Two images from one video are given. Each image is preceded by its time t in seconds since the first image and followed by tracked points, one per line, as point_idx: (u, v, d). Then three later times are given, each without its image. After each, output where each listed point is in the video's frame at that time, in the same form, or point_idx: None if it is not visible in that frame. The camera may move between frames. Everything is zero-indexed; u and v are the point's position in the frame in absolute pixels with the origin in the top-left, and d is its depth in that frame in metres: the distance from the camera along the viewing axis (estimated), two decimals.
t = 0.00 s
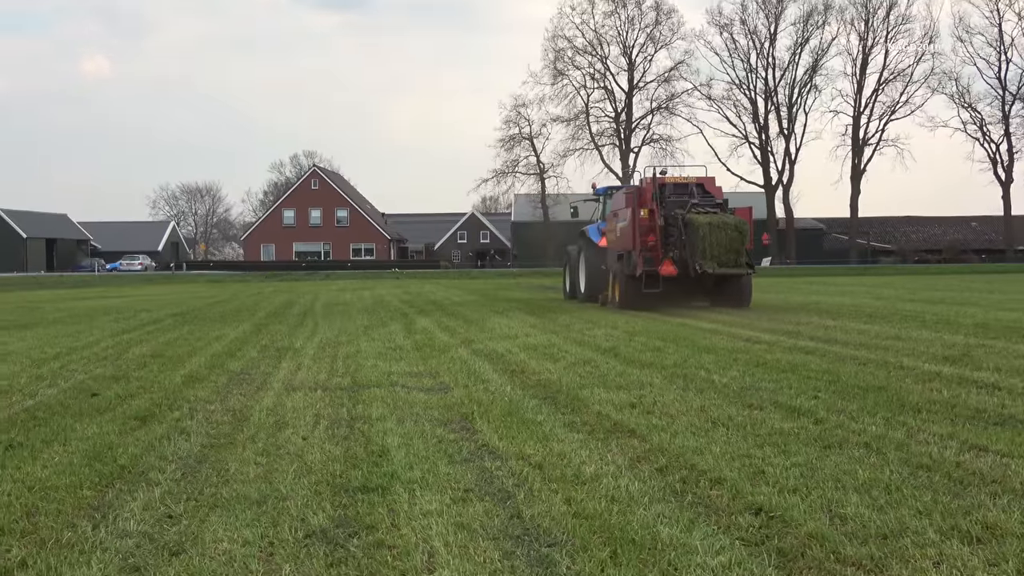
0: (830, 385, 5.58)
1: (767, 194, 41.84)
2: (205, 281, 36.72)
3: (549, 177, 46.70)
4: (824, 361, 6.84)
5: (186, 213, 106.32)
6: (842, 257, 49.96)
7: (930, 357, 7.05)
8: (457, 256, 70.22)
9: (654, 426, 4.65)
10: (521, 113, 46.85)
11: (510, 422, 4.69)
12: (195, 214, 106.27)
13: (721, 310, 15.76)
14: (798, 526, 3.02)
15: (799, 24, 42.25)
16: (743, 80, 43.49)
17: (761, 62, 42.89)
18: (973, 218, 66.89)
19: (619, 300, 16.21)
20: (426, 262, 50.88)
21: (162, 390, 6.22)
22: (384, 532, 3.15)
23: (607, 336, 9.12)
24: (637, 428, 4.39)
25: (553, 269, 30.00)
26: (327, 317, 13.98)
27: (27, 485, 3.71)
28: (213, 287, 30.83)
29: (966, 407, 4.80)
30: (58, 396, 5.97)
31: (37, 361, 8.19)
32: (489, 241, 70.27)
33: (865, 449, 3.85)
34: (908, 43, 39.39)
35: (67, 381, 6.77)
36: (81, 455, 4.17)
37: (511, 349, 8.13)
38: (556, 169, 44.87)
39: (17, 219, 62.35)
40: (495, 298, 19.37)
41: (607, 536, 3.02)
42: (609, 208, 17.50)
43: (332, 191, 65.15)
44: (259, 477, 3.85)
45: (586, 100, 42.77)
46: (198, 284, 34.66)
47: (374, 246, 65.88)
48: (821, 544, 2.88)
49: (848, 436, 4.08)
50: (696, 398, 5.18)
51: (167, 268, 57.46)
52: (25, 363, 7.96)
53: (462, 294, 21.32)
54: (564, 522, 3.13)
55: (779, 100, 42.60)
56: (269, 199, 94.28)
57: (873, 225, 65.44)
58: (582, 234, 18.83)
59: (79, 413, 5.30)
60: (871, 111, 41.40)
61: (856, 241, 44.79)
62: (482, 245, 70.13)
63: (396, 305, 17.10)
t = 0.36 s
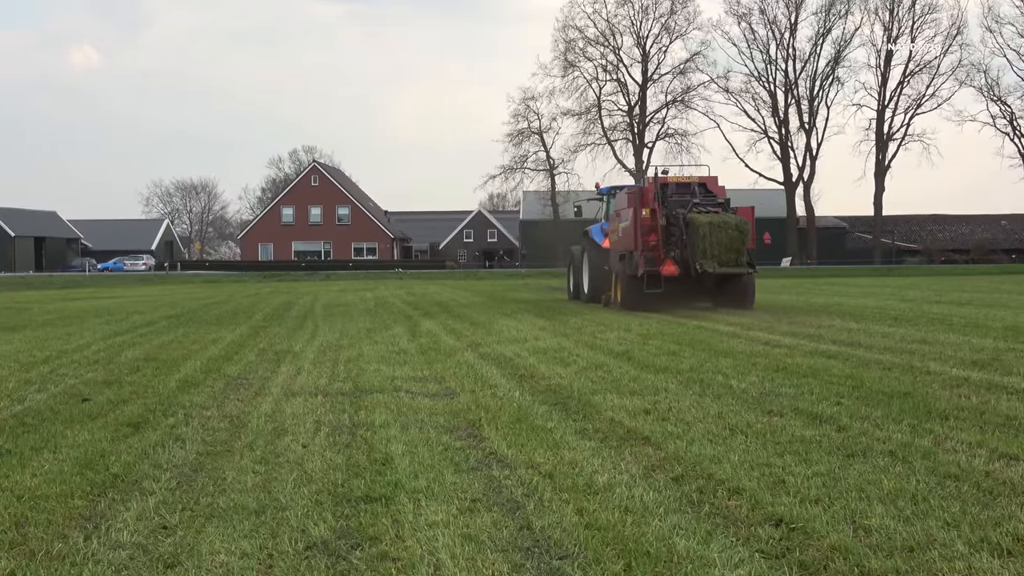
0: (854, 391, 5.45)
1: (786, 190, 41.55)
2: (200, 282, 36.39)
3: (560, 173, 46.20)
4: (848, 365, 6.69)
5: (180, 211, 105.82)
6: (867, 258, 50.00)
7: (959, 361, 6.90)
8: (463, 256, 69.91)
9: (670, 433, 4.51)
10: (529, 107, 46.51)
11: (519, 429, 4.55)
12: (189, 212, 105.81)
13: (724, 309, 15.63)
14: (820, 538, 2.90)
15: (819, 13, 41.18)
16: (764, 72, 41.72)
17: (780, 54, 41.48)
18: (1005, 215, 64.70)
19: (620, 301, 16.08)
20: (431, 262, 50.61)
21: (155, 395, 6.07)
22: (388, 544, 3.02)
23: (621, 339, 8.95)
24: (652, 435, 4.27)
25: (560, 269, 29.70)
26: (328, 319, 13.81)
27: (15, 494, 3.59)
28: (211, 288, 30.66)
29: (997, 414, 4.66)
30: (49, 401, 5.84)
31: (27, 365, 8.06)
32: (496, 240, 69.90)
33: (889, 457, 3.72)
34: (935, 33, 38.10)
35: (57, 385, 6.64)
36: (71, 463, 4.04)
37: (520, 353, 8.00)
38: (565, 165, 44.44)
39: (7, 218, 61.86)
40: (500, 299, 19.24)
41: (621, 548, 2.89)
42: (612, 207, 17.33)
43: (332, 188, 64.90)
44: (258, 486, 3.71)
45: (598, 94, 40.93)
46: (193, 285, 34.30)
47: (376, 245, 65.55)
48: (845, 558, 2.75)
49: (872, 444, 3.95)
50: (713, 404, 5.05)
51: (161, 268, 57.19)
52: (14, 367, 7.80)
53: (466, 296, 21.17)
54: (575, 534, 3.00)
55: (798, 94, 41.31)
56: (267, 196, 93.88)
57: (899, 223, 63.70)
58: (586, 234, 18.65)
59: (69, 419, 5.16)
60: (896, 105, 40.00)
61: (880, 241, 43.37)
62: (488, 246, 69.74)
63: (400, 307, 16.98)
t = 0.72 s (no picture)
0: (877, 395, 5.32)
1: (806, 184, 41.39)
2: (197, 281, 36.19)
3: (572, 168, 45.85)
4: (871, 369, 6.55)
5: (175, 208, 105.22)
6: (889, 257, 50.06)
7: (985, 364, 6.76)
8: (468, 254, 69.56)
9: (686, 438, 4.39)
10: (538, 99, 46.41)
11: (529, 435, 4.43)
12: (184, 208, 105.37)
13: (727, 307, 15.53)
14: (844, 548, 2.78)
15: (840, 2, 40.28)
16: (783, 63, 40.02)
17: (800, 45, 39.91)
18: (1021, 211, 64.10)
19: (623, 299, 15.97)
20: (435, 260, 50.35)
21: (148, 399, 5.96)
22: (393, 554, 2.90)
23: (634, 341, 8.82)
24: (667, 441, 4.15)
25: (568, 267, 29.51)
26: (328, 320, 13.66)
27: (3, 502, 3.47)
28: (209, 287, 30.45)
29: None
30: (39, 406, 5.72)
31: (17, 367, 7.92)
32: (503, 238, 69.35)
33: (915, 465, 3.61)
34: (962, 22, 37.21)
35: (47, 389, 6.51)
36: (62, 469, 3.93)
37: (528, 356, 7.87)
38: (577, 159, 44.10)
39: None
40: (504, 299, 19.11)
41: (636, 559, 2.77)
42: (615, 204, 17.20)
43: (334, 184, 64.72)
44: (256, 493, 3.59)
45: (610, 86, 40.16)
46: (188, 284, 34.02)
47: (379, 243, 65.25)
48: (871, 569, 2.64)
49: (897, 451, 3.83)
50: (730, 409, 4.93)
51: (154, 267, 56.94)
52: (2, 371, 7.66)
53: (470, 295, 21.03)
54: (587, 544, 2.88)
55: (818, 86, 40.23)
56: (265, 192, 93.43)
57: (923, 220, 62.73)
58: (589, 231, 18.51)
59: (60, 424, 5.05)
60: (922, 96, 39.05)
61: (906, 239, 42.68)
62: (495, 244, 69.26)
63: (402, 307, 16.84)
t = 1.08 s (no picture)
0: (899, 401, 5.21)
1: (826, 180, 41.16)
2: (191, 282, 36.01)
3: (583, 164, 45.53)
4: (893, 373, 6.44)
5: (169, 205, 104.65)
6: (911, 257, 49.86)
7: (1011, 368, 6.64)
8: (474, 252, 69.27)
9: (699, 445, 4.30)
10: (547, 92, 46.23)
11: (537, 442, 4.33)
12: (178, 206, 104.86)
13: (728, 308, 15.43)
14: (866, 560, 2.67)
15: None
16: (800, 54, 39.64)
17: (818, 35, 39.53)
18: None
19: (623, 299, 15.90)
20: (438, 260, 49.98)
21: (141, 404, 5.87)
22: (395, 566, 2.79)
23: (646, 344, 8.71)
24: (680, 449, 4.05)
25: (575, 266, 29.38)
26: (328, 323, 13.53)
27: None
28: (204, 288, 30.26)
29: None
30: (27, 412, 5.63)
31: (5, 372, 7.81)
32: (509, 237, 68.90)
33: (939, 473, 3.51)
34: (988, 12, 36.53)
35: (35, 395, 6.41)
36: (51, 478, 3.86)
37: (537, 359, 7.76)
38: (587, 155, 43.82)
39: None
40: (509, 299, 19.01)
41: (647, 572, 2.66)
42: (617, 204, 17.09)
43: (334, 180, 64.44)
44: (253, 503, 3.48)
45: (620, 78, 39.77)
46: (182, 285, 33.74)
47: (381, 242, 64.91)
48: None
49: (920, 458, 3.74)
50: (745, 415, 4.83)
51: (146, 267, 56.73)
52: None
53: (474, 296, 20.90)
54: (598, 555, 2.77)
55: (836, 78, 40.02)
56: (263, 188, 92.97)
57: (946, 218, 62.57)
58: (591, 231, 18.41)
59: (49, 432, 4.97)
60: (945, 89, 38.50)
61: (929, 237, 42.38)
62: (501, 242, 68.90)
63: (403, 308, 16.73)
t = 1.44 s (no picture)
0: (924, 405, 5.13)
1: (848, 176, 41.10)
2: (189, 281, 35.85)
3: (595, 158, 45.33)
4: (919, 376, 6.34)
5: (166, 201, 104.26)
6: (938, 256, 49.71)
7: None
8: (482, 250, 69.05)
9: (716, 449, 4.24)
10: (558, 83, 45.91)
11: (548, 446, 4.24)
12: (175, 201, 104.53)
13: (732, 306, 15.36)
14: (891, 570, 2.65)
15: None
16: (822, 45, 39.27)
17: (841, 25, 39.19)
18: None
19: (627, 296, 15.83)
20: (445, 258, 49.77)
21: (138, 407, 5.76)
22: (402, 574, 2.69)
23: (662, 346, 8.60)
24: (697, 453, 3.98)
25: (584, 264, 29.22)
26: (331, 323, 13.40)
27: None
28: (202, 287, 30.09)
29: None
30: (20, 415, 5.53)
31: None
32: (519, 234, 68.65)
33: (965, 479, 3.51)
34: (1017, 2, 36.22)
35: (27, 397, 6.30)
36: (44, 483, 3.78)
37: (549, 361, 7.65)
38: (599, 149, 43.59)
39: None
40: (514, 299, 18.90)
41: None
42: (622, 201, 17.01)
43: (337, 176, 64.35)
44: (253, 509, 3.38)
45: (634, 68, 39.49)
46: (180, 284, 33.52)
47: (386, 239, 64.75)
48: None
49: (947, 464, 3.73)
50: (764, 418, 4.76)
51: (140, 266, 56.59)
52: None
53: (480, 296, 20.79)
54: (611, 563, 2.68)
55: (859, 69, 39.75)
56: (263, 184, 92.63)
57: (974, 215, 62.21)
58: (597, 228, 18.33)
59: (43, 434, 4.90)
60: (971, 81, 38.33)
61: (954, 235, 42.13)
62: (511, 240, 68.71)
63: (408, 308, 16.63)
